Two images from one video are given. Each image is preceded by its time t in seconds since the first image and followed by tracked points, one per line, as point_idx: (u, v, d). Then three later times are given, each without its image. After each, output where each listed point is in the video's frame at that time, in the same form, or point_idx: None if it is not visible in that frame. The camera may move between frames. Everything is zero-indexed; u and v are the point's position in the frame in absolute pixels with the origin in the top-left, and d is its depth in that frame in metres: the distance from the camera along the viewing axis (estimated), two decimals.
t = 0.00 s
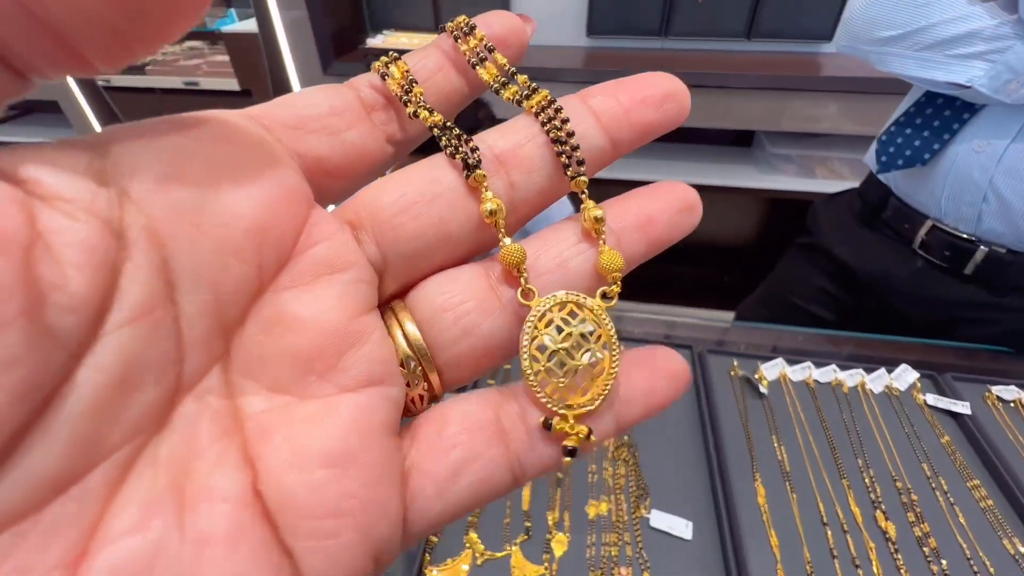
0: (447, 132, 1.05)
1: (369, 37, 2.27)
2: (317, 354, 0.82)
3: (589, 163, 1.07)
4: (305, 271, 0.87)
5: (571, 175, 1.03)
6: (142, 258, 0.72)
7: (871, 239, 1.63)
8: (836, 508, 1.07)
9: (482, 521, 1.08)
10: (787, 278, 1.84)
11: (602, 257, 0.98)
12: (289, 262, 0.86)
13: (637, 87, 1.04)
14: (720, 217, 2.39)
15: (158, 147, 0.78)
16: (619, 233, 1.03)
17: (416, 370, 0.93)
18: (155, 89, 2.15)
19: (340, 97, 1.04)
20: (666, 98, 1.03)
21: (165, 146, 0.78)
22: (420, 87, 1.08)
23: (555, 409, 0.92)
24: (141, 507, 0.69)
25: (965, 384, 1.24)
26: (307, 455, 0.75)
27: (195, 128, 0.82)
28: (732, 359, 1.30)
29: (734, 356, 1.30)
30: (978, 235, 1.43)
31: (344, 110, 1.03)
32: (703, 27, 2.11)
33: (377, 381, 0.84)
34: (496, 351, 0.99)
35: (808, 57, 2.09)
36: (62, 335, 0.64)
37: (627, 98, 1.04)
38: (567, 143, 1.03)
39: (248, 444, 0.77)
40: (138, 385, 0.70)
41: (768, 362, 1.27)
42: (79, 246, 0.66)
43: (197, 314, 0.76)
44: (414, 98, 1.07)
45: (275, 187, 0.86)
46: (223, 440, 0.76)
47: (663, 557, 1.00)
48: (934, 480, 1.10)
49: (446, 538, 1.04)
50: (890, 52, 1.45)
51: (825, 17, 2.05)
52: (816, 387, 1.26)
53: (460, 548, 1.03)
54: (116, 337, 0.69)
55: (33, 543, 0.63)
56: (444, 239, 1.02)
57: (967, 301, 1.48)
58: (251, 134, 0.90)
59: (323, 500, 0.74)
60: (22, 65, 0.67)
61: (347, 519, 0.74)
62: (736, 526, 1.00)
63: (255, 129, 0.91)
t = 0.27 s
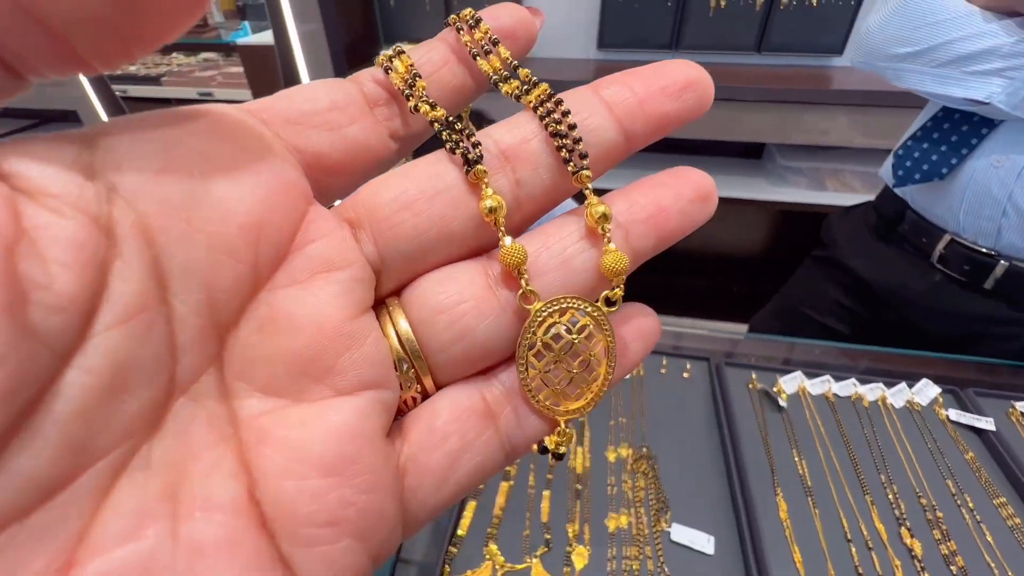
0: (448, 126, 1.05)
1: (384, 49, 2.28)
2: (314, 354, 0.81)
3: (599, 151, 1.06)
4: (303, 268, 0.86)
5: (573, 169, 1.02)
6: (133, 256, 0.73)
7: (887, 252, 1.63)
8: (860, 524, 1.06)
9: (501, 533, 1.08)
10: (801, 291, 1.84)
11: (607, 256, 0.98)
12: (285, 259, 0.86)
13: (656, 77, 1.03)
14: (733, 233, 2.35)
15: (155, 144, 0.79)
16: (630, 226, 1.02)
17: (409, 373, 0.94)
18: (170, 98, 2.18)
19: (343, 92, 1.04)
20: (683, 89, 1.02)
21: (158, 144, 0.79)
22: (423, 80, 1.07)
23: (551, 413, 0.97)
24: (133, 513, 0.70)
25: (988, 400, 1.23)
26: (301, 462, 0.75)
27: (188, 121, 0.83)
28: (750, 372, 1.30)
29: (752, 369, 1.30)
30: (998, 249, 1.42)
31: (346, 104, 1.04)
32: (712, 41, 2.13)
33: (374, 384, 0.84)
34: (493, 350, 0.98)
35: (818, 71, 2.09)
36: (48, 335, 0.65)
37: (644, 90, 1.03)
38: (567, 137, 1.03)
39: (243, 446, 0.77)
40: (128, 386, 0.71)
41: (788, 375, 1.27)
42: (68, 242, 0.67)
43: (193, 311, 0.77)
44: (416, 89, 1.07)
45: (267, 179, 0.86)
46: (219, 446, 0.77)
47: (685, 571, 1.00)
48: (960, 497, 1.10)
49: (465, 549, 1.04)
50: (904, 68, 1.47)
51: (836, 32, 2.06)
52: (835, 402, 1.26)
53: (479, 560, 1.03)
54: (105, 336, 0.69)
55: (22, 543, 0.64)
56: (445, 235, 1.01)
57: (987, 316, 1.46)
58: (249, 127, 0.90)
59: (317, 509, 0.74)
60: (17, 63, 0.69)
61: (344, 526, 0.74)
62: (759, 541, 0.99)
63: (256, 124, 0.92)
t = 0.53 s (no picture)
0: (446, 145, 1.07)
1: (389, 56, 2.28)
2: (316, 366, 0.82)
3: (593, 162, 1.07)
4: (308, 282, 0.87)
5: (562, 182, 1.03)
6: (140, 267, 0.73)
7: (896, 260, 1.62)
8: (876, 536, 1.06)
9: (512, 542, 1.07)
10: (809, 299, 1.83)
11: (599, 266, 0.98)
12: (291, 272, 0.87)
13: (656, 80, 1.02)
14: (738, 241, 2.33)
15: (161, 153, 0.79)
16: (627, 234, 1.02)
17: (416, 388, 0.92)
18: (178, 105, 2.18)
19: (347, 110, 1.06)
20: (684, 92, 1.01)
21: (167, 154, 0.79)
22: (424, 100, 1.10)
23: (555, 426, 0.87)
24: (126, 524, 0.69)
25: (1000, 410, 1.22)
26: (299, 471, 0.74)
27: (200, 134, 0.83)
28: (760, 381, 1.29)
29: (763, 377, 1.28)
30: (1009, 258, 1.41)
31: (351, 124, 1.05)
32: (717, 49, 2.13)
33: (376, 397, 0.85)
34: (496, 365, 0.98)
35: (822, 79, 2.10)
36: (56, 344, 0.65)
37: (643, 94, 1.03)
38: (555, 151, 1.04)
39: (241, 454, 0.76)
40: (131, 395, 0.71)
41: (799, 384, 1.25)
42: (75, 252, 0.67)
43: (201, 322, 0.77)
44: (419, 110, 1.10)
45: (272, 188, 0.86)
46: (215, 454, 0.76)
47: None
48: (975, 509, 1.10)
49: (475, 559, 1.04)
50: (913, 79, 1.47)
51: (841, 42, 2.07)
52: (847, 411, 1.25)
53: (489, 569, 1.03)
54: (112, 347, 0.69)
55: (18, 555, 0.64)
56: (447, 250, 1.02)
57: (996, 325, 1.46)
58: (257, 140, 0.91)
59: (311, 519, 0.72)
60: (37, 88, 0.69)
61: (336, 541, 0.71)
62: (773, 553, 0.99)
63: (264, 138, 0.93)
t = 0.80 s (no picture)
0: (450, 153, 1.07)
1: (390, 61, 2.29)
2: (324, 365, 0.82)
3: (594, 169, 1.07)
4: (316, 285, 0.87)
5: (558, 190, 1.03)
6: (156, 268, 0.72)
7: (899, 265, 1.62)
8: (881, 544, 1.06)
9: (515, 548, 1.07)
10: (812, 304, 1.82)
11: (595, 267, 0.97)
12: (299, 275, 0.87)
13: (658, 86, 1.02)
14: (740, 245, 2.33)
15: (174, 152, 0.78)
16: (627, 240, 1.02)
17: (420, 391, 0.91)
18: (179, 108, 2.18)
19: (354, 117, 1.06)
20: (686, 98, 1.01)
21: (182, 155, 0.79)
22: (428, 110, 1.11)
23: (552, 424, 0.86)
24: (136, 516, 0.67)
25: (1008, 417, 1.21)
26: (305, 470, 0.73)
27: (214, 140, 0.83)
28: (765, 386, 1.28)
29: (767, 382, 1.27)
30: (1014, 264, 1.41)
31: (361, 133, 1.05)
32: (718, 54, 2.14)
33: (379, 397, 0.84)
34: (501, 370, 0.98)
35: (824, 84, 2.10)
36: (74, 342, 0.64)
37: (645, 100, 1.03)
38: (550, 160, 1.05)
39: (247, 452, 0.76)
40: (144, 393, 0.70)
41: (802, 390, 1.26)
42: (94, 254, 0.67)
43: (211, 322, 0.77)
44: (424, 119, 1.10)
45: (284, 194, 0.87)
46: (223, 452, 0.75)
47: None
48: (982, 517, 1.10)
49: (478, 563, 1.03)
50: (915, 85, 1.47)
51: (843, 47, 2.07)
52: (852, 417, 1.24)
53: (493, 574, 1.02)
54: (126, 346, 0.69)
55: (26, 549, 0.62)
56: (455, 261, 1.02)
57: (1000, 331, 1.45)
58: (269, 150, 0.91)
59: (317, 518, 0.71)
60: (58, 96, 0.68)
61: (337, 539, 0.70)
62: (779, 561, 0.98)
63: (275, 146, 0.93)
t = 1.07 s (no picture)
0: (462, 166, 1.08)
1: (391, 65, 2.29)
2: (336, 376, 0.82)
3: (606, 189, 1.07)
4: (326, 298, 0.88)
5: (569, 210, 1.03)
6: (170, 280, 0.72)
7: (899, 270, 1.62)
8: (882, 549, 1.06)
9: (515, 552, 1.06)
10: (812, 308, 1.83)
11: (603, 290, 0.97)
12: (311, 287, 0.87)
13: (670, 110, 1.03)
14: (740, 249, 2.33)
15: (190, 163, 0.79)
16: (637, 262, 1.02)
17: (426, 406, 0.92)
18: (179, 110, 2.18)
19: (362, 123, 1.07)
20: (698, 123, 1.02)
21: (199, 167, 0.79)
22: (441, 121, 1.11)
23: (555, 445, 0.87)
24: (146, 528, 0.67)
25: (1007, 421, 1.22)
26: (311, 483, 0.73)
27: (229, 152, 0.83)
28: (766, 390, 1.28)
29: (767, 387, 1.28)
30: (1012, 270, 1.41)
31: (373, 145, 1.05)
32: (717, 59, 2.14)
33: (385, 413, 0.84)
34: (507, 388, 0.98)
35: (823, 89, 2.11)
36: (88, 354, 0.64)
37: (657, 123, 1.03)
38: (562, 178, 1.05)
39: (257, 462, 0.76)
40: (156, 404, 0.70)
41: (801, 395, 1.26)
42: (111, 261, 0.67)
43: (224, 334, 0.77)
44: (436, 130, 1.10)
45: (300, 208, 0.87)
46: (230, 463, 0.75)
47: None
48: (983, 522, 1.10)
49: (479, 569, 1.03)
50: (914, 90, 1.48)
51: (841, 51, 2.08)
52: (852, 421, 1.24)
53: None
54: (139, 358, 0.69)
55: (40, 559, 0.62)
56: (466, 276, 1.03)
57: (999, 336, 1.46)
58: (280, 159, 0.90)
59: (323, 533, 0.71)
60: (78, 107, 0.69)
61: (343, 553, 0.70)
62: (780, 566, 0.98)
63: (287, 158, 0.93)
